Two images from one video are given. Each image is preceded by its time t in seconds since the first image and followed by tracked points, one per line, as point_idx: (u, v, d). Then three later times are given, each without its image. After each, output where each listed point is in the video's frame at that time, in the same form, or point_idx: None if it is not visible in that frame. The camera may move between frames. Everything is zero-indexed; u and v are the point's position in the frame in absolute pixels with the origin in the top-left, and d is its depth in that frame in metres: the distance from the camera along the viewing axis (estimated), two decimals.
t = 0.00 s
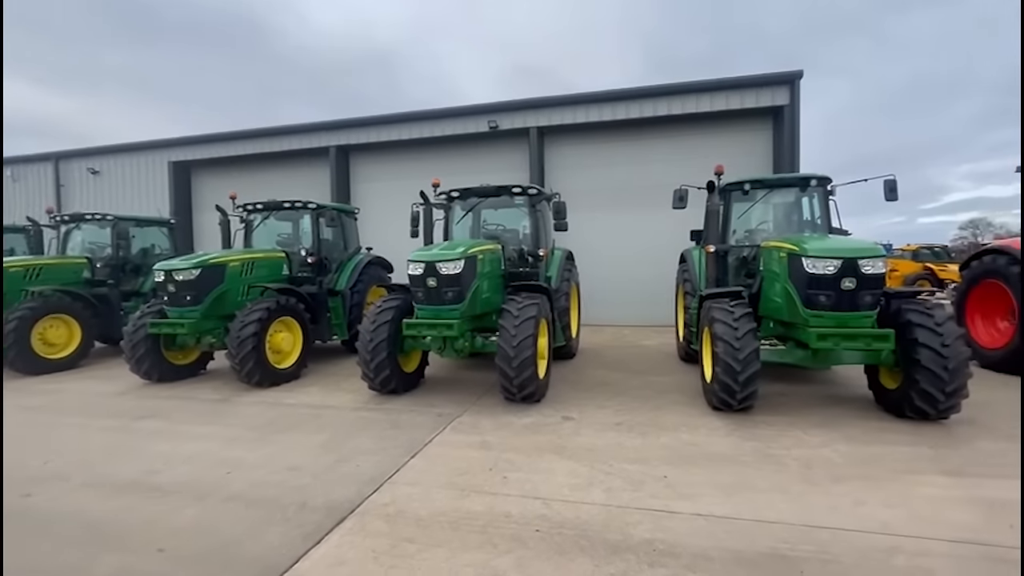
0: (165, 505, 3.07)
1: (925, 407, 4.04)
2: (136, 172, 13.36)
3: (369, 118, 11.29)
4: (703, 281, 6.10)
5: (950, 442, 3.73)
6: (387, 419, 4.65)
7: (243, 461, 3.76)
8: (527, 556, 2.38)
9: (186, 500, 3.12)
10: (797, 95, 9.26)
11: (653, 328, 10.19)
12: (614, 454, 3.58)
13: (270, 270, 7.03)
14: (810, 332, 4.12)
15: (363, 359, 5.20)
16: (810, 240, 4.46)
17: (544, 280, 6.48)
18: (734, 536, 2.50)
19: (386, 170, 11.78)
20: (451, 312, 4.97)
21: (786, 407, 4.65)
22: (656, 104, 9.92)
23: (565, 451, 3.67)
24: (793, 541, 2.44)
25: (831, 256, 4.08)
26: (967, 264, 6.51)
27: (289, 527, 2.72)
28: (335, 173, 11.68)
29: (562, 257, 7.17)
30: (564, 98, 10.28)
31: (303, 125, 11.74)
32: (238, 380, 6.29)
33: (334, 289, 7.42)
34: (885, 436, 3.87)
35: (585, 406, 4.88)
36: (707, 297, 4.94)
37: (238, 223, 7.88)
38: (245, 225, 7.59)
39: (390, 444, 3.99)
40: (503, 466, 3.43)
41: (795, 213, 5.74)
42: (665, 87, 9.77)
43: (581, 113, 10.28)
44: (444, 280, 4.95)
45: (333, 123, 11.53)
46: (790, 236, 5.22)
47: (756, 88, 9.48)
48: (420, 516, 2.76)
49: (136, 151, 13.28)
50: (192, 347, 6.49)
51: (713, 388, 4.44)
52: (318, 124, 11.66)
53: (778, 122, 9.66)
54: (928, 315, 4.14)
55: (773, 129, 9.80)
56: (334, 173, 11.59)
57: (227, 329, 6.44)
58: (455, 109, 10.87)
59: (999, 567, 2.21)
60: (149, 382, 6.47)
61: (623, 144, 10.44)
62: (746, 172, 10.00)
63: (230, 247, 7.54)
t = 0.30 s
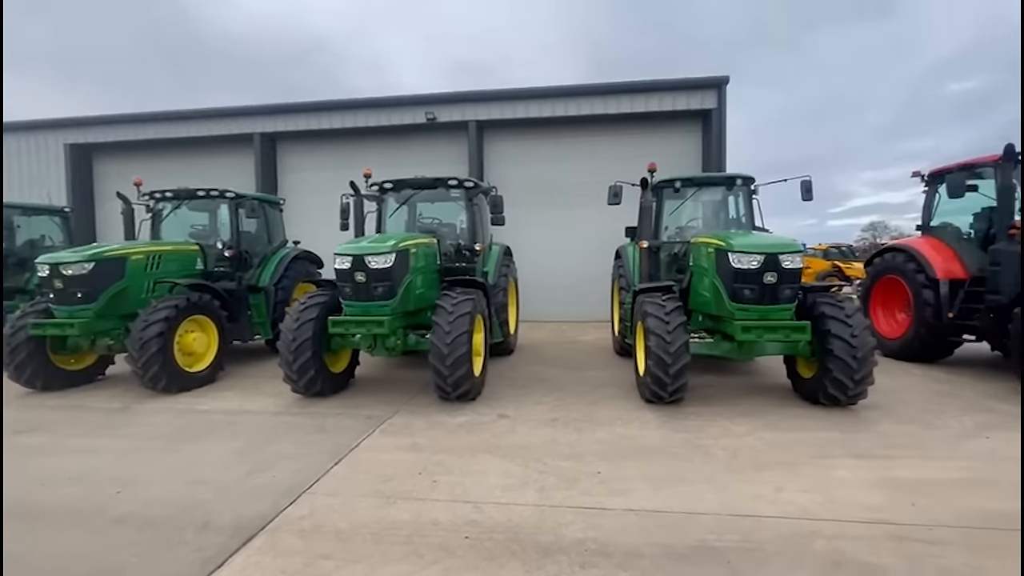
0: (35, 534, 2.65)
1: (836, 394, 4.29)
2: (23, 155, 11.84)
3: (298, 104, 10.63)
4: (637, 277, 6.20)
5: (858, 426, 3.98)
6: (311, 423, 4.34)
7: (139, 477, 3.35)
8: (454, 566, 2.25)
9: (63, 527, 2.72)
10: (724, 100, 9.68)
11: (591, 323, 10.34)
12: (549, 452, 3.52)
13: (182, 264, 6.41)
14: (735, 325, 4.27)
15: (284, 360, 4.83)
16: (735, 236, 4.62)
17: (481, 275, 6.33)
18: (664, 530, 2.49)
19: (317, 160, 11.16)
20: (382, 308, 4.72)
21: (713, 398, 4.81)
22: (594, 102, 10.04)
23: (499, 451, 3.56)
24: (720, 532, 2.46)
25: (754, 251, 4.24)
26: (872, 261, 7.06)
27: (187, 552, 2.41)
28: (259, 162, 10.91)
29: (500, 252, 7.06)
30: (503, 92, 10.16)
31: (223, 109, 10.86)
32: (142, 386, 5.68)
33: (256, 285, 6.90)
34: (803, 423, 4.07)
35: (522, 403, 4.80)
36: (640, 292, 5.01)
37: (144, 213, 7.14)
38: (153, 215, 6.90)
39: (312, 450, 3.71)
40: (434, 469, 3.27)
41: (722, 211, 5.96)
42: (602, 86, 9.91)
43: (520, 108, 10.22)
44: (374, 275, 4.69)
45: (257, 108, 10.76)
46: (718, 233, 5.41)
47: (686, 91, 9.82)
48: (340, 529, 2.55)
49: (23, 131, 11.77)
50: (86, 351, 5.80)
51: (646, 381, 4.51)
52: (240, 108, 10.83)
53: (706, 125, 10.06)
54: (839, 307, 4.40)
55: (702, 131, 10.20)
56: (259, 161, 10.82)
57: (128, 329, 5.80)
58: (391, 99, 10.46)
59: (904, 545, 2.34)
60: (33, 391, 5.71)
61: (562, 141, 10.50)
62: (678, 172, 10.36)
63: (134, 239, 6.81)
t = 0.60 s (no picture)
0: None
1: (764, 391, 4.45)
2: None
3: (219, 88, 9.81)
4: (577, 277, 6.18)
5: (784, 422, 4.14)
6: (226, 438, 3.94)
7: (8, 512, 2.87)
8: None
9: None
10: (660, 104, 9.94)
11: (532, 322, 10.31)
12: (487, 461, 3.37)
13: (75, 261, 5.67)
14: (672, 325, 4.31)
15: (195, 370, 4.36)
16: (672, 237, 4.68)
17: (418, 275, 6.07)
18: (604, 541, 2.41)
19: (241, 149, 10.36)
20: (307, 311, 4.37)
21: (650, 397, 4.87)
22: (535, 101, 10.00)
23: (434, 462, 3.37)
24: (660, 540, 2.41)
25: (690, 253, 4.30)
26: (793, 262, 7.48)
27: None
28: (174, 149, 9.97)
29: (439, 250, 6.82)
30: (442, 86, 9.90)
31: (131, 89, 9.83)
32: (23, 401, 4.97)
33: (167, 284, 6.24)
34: (734, 421, 4.19)
35: (460, 408, 4.62)
36: (580, 293, 4.97)
37: (29, 201, 6.26)
38: (39, 203, 6.04)
39: (225, 470, 3.35)
40: (362, 487, 3.03)
41: (659, 212, 6.06)
42: (543, 85, 9.88)
43: (461, 103, 9.99)
44: (298, 275, 4.33)
45: (171, 90, 9.82)
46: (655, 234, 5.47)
47: (624, 94, 10.00)
48: (250, 564, 2.27)
49: None
50: None
51: (586, 383, 4.47)
52: (151, 89, 9.85)
53: (643, 128, 10.30)
54: (767, 307, 4.56)
55: (638, 134, 10.43)
56: (173, 148, 9.88)
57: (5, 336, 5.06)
58: (323, 87, 9.89)
59: (832, 543, 2.39)
60: None
61: (503, 139, 10.38)
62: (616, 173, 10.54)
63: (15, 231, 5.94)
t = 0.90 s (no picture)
0: None
1: (706, 389, 4.55)
2: None
3: (140, 69, 9.03)
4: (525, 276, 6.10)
5: (724, 419, 4.24)
6: (139, 454, 3.56)
7: None
8: None
9: None
10: (607, 105, 10.06)
11: (481, 321, 10.17)
12: (429, 471, 3.22)
13: None
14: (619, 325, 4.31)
15: (103, 381, 3.91)
16: (618, 237, 4.69)
17: (359, 273, 5.78)
18: (548, 552, 2.32)
19: (167, 136, 9.59)
20: (234, 312, 4.02)
21: (597, 397, 4.87)
22: (483, 97, 9.87)
23: (372, 474, 3.18)
24: (605, 548, 2.36)
25: (636, 252, 4.31)
26: (732, 262, 7.77)
27: None
28: (87, 134, 9.08)
29: (383, 248, 6.54)
30: (388, 77, 9.58)
31: (35, 67, 8.87)
32: None
33: (74, 283, 5.61)
34: (677, 419, 4.24)
35: (403, 414, 4.42)
36: (528, 292, 4.89)
37: None
38: None
39: (133, 492, 3.01)
40: (292, 504, 2.80)
41: (606, 212, 6.08)
42: (492, 80, 9.76)
43: (407, 96, 9.71)
44: (222, 273, 3.97)
45: (84, 69, 8.95)
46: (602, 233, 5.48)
47: (572, 93, 10.05)
48: None
49: None
50: None
51: (533, 384, 4.40)
52: (60, 68, 8.93)
53: (591, 128, 10.38)
54: (709, 306, 4.66)
55: (586, 134, 10.51)
56: (86, 132, 8.99)
57: None
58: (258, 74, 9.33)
59: (771, 541, 2.42)
60: None
61: (451, 134, 10.18)
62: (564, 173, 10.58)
63: None
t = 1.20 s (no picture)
0: None
1: (662, 384, 4.54)
2: None
3: (66, 49, 8.36)
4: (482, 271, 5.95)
5: (680, 414, 4.22)
6: (46, 469, 3.20)
7: None
8: None
9: None
10: (566, 101, 10.04)
11: (439, 319, 9.94)
12: (375, 478, 3.03)
13: None
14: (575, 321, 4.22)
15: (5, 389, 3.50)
16: (576, 232, 4.60)
17: (306, 269, 5.46)
18: (498, 562, 2.19)
19: (97, 120, 8.89)
20: (159, 311, 3.68)
21: (555, 395, 4.78)
22: (441, 89, 9.65)
23: (312, 484, 2.96)
24: (558, 555, 2.24)
25: (593, 247, 4.23)
26: (688, 258, 7.87)
27: None
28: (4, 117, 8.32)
29: (333, 243, 6.23)
30: (341, 66, 9.23)
31: None
32: None
33: None
34: (634, 415, 4.20)
35: (351, 417, 4.19)
36: (483, 288, 4.74)
37: None
38: None
39: (34, 512, 2.67)
40: (219, 521, 2.55)
41: (564, 207, 6.00)
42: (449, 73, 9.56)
43: (361, 86, 9.38)
44: (145, 268, 3.62)
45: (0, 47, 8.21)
46: (560, 228, 5.39)
47: (531, 88, 9.97)
48: None
49: None
50: None
51: (489, 383, 4.26)
52: None
53: (550, 123, 10.32)
54: (666, 301, 4.64)
55: (546, 130, 10.45)
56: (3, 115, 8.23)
57: None
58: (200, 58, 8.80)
59: (726, 540, 2.37)
60: None
61: (407, 127, 9.89)
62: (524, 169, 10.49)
63: None
